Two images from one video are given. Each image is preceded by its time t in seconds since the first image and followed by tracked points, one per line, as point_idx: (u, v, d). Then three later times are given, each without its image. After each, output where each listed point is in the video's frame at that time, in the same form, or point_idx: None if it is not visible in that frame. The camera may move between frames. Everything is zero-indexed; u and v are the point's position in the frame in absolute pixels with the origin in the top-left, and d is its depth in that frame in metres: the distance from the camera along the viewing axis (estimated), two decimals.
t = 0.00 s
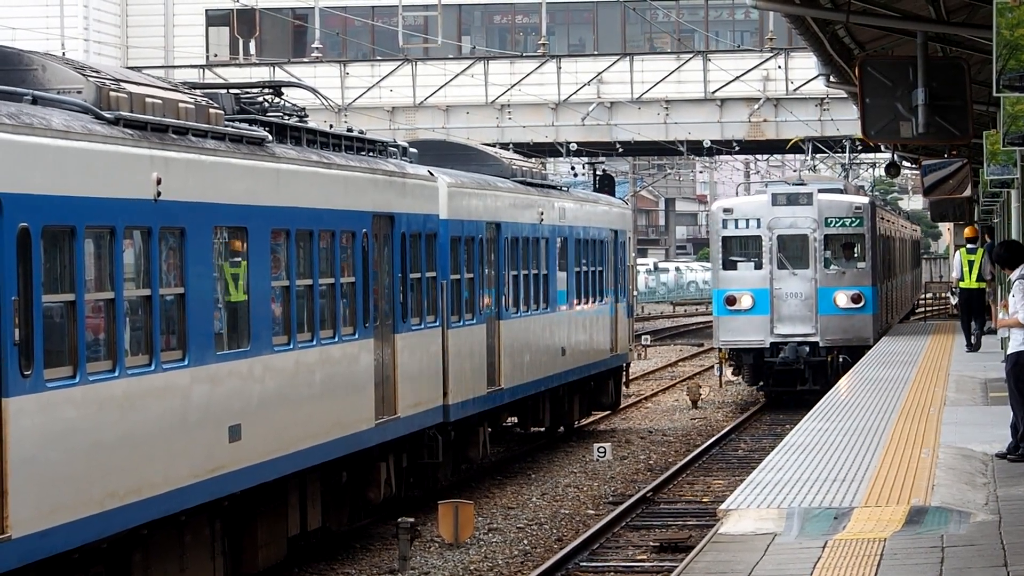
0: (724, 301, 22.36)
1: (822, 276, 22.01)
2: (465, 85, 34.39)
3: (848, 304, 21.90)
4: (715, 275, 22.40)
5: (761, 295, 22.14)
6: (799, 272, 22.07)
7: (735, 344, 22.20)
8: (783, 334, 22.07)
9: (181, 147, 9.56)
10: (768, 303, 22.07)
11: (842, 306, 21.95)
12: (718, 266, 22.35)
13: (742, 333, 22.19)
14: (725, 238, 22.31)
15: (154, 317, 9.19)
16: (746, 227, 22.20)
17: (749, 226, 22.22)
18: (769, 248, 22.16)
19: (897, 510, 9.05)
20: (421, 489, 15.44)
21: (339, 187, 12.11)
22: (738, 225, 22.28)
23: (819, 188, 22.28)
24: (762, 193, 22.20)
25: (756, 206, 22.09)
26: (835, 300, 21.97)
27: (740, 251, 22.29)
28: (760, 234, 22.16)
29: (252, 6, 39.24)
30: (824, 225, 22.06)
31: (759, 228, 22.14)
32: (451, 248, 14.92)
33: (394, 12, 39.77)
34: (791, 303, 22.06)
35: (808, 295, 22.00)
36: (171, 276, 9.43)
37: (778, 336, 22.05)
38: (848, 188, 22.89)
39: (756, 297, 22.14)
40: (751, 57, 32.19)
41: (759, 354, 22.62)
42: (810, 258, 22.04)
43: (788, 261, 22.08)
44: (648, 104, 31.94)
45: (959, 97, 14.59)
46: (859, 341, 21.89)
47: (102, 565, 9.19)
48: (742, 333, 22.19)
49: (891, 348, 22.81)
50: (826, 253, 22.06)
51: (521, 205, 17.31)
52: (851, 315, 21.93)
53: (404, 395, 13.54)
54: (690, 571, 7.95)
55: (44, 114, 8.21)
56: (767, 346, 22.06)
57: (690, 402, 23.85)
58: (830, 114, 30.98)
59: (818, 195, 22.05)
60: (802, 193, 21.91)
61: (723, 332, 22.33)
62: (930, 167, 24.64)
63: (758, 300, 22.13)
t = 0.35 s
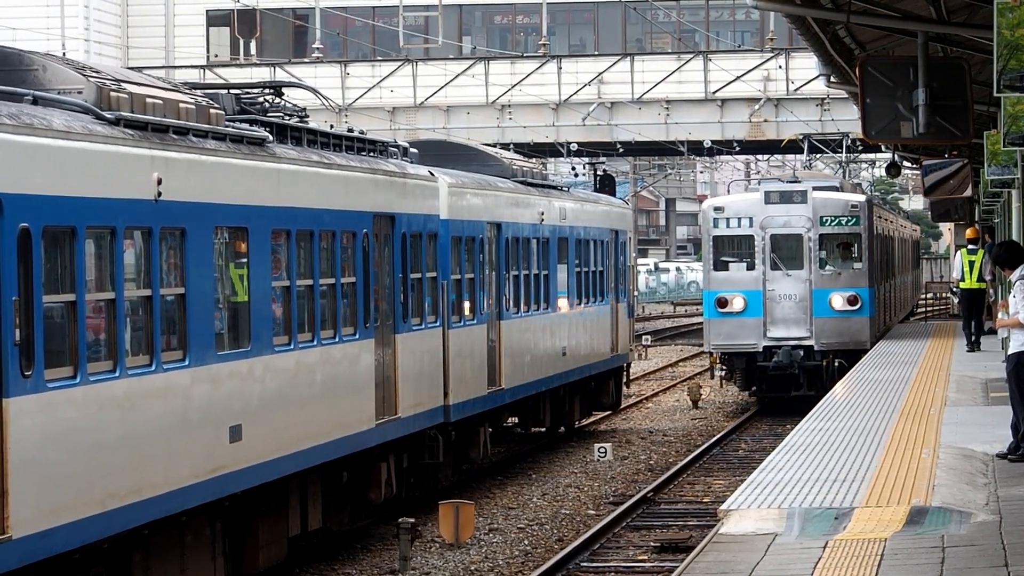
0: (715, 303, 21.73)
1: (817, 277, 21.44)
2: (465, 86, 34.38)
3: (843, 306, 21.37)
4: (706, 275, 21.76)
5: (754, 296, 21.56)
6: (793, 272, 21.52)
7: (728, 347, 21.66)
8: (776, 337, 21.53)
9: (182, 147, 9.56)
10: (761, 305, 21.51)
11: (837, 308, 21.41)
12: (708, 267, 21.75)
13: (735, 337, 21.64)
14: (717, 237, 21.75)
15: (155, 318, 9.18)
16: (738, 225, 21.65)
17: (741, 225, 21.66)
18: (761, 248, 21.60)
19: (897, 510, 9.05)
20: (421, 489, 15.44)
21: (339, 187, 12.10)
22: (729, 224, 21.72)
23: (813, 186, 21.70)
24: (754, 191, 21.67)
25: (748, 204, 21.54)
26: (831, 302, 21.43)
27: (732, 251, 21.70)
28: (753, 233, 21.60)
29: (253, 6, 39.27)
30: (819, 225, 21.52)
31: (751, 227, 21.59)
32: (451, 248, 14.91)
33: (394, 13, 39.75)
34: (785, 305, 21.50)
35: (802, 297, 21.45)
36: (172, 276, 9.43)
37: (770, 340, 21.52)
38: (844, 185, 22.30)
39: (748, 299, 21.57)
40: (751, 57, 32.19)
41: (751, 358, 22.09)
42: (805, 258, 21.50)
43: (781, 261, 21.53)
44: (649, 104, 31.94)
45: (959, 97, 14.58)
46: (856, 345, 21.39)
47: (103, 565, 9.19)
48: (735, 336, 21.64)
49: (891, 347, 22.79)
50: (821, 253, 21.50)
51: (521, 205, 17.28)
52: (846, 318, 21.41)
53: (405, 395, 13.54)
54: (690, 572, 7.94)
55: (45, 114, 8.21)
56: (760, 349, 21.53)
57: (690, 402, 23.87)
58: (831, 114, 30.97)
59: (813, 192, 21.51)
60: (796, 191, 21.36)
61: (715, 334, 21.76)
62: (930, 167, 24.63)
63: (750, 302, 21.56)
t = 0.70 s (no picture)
0: (705, 305, 20.89)
1: (811, 278, 20.54)
2: (466, 86, 34.39)
3: (839, 309, 20.42)
4: (696, 276, 20.96)
5: (745, 298, 20.70)
6: (786, 274, 20.64)
7: (719, 351, 20.79)
8: (769, 340, 20.68)
9: (182, 147, 9.56)
10: (753, 308, 20.67)
11: (833, 310, 20.48)
12: (699, 267, 20.93)
13: (726, 340, 20.78)
14: (707, 237, 20.92)
15: (155, 318, 9.18)
16: (729, 225, 20.80)
17: (733, 224, 20.80)
18: (753, 248, 20.74)
19: (898, 510, 9.05)
20: (422, 489, 15.44)
21: (339, 187, 12.09)
22: (721, 222, 20.87)
23: (808, 182, 20.76)
24: (746, 188, 20.83)
25: (740, 202, 20.68)
26: (826, 304, 20.50)
27: (724, 251, 20.86)
28: (744, 233, 20.74)
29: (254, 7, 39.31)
30: (813, 223, 20.56)
31: (743, 226, 20.73)
32: (451, 249, 14.89)
33: (395, 13, 39.73)
34: (778, 307, 20.64)
35: (796, 299, 20.57)
36: (172, 277, 9.43)
37: (763, 344, 20.67)
38: (840, 180, 21.35)
39: (740, 302, 20.70)
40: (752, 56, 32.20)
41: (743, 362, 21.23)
42: (798, 259, 20.61)
43: (774, 262, 20.66)
44: (649, 104, 31.92)
45: (960, 98, 14.60)
46: (852, 348, 20.45)
47: (104, 566, 9.19)
48: (726, 340, 20.79)
49: (893, 347, 22.80)
50: (816, 253, 20.58)
51: (521, 206, 17.27)
52: (842, 320, 20.47)
53: (405, 396, 13.53)
54: (691, 572, 7.94)
55: (46, 114, 8.22)
56: (752, 354, 20.68)
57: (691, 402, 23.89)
58: (832, 114, 30.98)
59: (807, 189, 20.59)
60: (788, 189, 20.49)
61: (705, 338, 20.93)
62: (931, 168, 24.60)
63: (742, 304, 20.70)
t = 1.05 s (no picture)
0: (696, 308, 19.94)
1: (806, 280, 19.60)
2: (467, 86, 34.39)
3: (834, 311, 19.50)
4: (685, 279, 20.00)
5: (737, 301, 19.77)
6: (779, 275, 19.70)
7: (709, 357, 19.83)
8: (761, 345, 19.69)
9: (183, 148, 9.56)
10: (745, 311, 19.71)
11: (828, 314, 19.54)
12: (688, 269, 19.94)
13: (717, 345, 19.83)
14: (697, 237, 19.94)
15: (156, 319, 9.18)
16: (719, 225, 19.83)
17: (723, 224, 19.83)
18: (744, 248, 19.79)
19: (899, 510, 9.06)
20: (423, 490, 15.45)
21: (340, 187, 12.10)
22: (710, 222, 19.90)
23: (802, 180, 19.84)
24: (737, 187, 19.88)
25: (731, 201, 19.74)
26: (820, 307, 19.56)
27: (714, 252, 19.89)
28: (735, 233, 19.79)
29: (255, 8, 39.37)
30: (807, 223, 19.62)
31: (734, 226, 19.78)
32: (452, 249, 14.90)
33: (396, 13, 39.73)
34: (771, 311, 19.68)
35: (789, 301, 19.62)
36: (173, 277, 9.43)
37: (755, 349, 19.70)
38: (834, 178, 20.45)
39: (731, 304, 19.78)
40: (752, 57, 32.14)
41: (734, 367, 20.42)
42: (792, 260, 19.67)
43: (767, 263, 19.72)
44: (650, 104, 31.90)
45: (960, 98, 14.61)
46: (848, 352, 19.54)
47: (104, 566, 9.19)
48: (717, 345, 19.84)
49: (896, 348, 22.87)
50: (810, 253, 19.65)
51: (522, 206, 17.29)
52: (838, 324, 19.55)
53: (406, 396, 13.53)
54: (692, 573, 7.95)
55: (46, 115, 8.22)
56: (744, 360, 19.72)
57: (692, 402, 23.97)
58: (832, 115, 30.95)
59: (801, 187, 19.65)
60: (781, 186, 19.58)
61: (694, 343, 19.94)
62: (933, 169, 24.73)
63: (734, 307, 19.77)
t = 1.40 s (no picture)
0: (685, 311, 19.37)
1: (800, 282, 18.99)
2: (468, 87, 34.36)
3: (829, 314, 18.86)
4: (674, 280, 19.43)
5: (728, 303, 19.17)
6: (771, 277, 19.09)
7: (699, 361, 19.26)
8: (753, 349, 19.10)
9: (184, 148, 9.56)
10: (736, 314, 19.11)
11: (823, 316, 18.91)
12: (678, 270, 19.37)
13: (707, 349, 19.25)
14: (687, 237, 19.38)
15: (157, 320, 9.18)
16: (710, 223, 19.27)
17: (714, 223, 19.27)
18: (736, 248, 19.21)
19: (900, 510, 9.06)
20: (424, 491, 15.45)
21: (340, 188, 12.10)
22: (701, 221, 19.34)
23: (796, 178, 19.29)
24: (729, 184, 19.34)
25: (722, 199, 19.19)
26: (815, 310, 18.93)
27: (705, 252, 19.33)
28: (726, 232, 19.22)
29: (255, 8, 39.37)
30: (801, 222, 19.03)
31: (725, 224, 19.21)
32: (452, 250, 14.89)
33: (397, 14, 39.73)
34: (763, 313, 19.07)
35: (782, 304, 19.00)
36: (173, 278, 9.43)
37: (747, 352, 19.10)
38: (829, 174, 19.98)
39: (722, 307, 19.17)
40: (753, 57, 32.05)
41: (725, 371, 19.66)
42: (785, 260, 19.07)
43: (759, 264, 19.12)
44: (651, 105, 31.86)
45: (961, 98, 14.60)
46: (844, 357, 18.89)
47: (105, 567, 9.19)
48: (707, 348, 19.26)
49: (894, 348, 22.99)
50: (804, 254, 19.04)
51: (523, 207, 17.29)
52: (834, 327, 18.91)
53: (406, 397, 13.52)
54: (692, 573, 7.95)
55: (47, 116, 8.22)
56: (735, 363, 19.13)
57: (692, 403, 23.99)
58: (832, 114, 30.88)
59: (795, 185, 19.09)
60: (774, 184, 19.04)
61: (684, 346, 19.37)
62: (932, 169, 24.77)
63: (725, 309, 19.16)
